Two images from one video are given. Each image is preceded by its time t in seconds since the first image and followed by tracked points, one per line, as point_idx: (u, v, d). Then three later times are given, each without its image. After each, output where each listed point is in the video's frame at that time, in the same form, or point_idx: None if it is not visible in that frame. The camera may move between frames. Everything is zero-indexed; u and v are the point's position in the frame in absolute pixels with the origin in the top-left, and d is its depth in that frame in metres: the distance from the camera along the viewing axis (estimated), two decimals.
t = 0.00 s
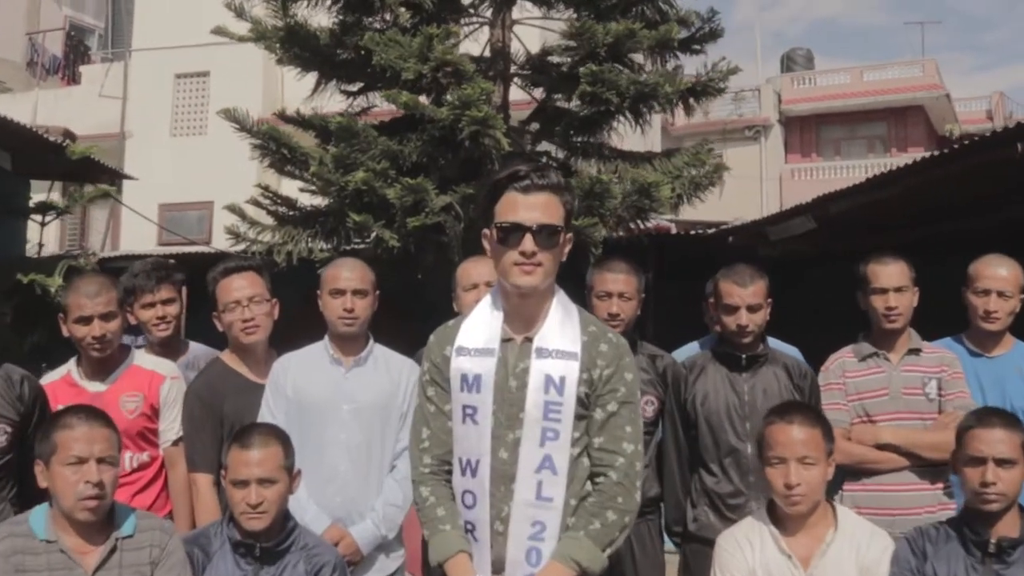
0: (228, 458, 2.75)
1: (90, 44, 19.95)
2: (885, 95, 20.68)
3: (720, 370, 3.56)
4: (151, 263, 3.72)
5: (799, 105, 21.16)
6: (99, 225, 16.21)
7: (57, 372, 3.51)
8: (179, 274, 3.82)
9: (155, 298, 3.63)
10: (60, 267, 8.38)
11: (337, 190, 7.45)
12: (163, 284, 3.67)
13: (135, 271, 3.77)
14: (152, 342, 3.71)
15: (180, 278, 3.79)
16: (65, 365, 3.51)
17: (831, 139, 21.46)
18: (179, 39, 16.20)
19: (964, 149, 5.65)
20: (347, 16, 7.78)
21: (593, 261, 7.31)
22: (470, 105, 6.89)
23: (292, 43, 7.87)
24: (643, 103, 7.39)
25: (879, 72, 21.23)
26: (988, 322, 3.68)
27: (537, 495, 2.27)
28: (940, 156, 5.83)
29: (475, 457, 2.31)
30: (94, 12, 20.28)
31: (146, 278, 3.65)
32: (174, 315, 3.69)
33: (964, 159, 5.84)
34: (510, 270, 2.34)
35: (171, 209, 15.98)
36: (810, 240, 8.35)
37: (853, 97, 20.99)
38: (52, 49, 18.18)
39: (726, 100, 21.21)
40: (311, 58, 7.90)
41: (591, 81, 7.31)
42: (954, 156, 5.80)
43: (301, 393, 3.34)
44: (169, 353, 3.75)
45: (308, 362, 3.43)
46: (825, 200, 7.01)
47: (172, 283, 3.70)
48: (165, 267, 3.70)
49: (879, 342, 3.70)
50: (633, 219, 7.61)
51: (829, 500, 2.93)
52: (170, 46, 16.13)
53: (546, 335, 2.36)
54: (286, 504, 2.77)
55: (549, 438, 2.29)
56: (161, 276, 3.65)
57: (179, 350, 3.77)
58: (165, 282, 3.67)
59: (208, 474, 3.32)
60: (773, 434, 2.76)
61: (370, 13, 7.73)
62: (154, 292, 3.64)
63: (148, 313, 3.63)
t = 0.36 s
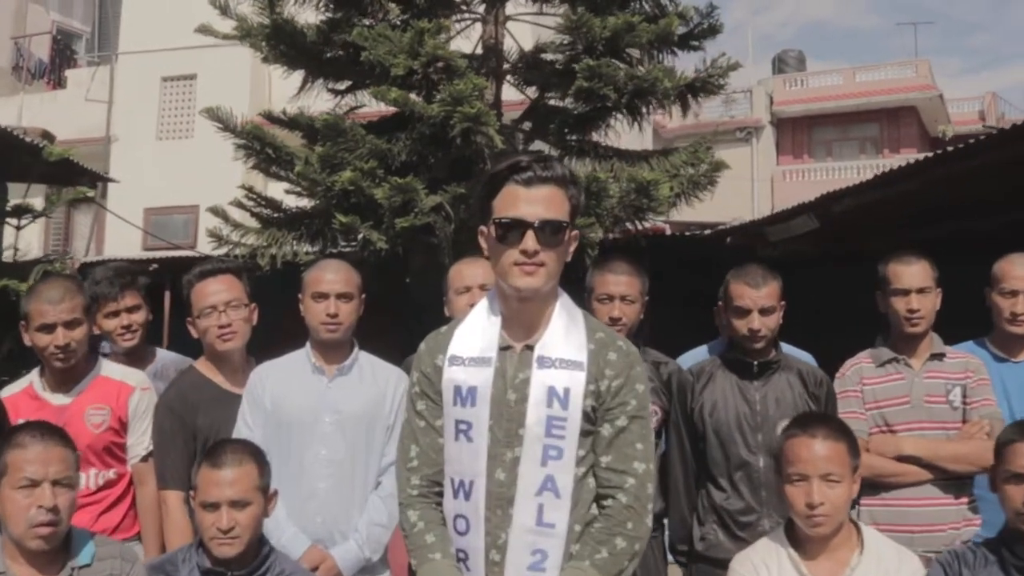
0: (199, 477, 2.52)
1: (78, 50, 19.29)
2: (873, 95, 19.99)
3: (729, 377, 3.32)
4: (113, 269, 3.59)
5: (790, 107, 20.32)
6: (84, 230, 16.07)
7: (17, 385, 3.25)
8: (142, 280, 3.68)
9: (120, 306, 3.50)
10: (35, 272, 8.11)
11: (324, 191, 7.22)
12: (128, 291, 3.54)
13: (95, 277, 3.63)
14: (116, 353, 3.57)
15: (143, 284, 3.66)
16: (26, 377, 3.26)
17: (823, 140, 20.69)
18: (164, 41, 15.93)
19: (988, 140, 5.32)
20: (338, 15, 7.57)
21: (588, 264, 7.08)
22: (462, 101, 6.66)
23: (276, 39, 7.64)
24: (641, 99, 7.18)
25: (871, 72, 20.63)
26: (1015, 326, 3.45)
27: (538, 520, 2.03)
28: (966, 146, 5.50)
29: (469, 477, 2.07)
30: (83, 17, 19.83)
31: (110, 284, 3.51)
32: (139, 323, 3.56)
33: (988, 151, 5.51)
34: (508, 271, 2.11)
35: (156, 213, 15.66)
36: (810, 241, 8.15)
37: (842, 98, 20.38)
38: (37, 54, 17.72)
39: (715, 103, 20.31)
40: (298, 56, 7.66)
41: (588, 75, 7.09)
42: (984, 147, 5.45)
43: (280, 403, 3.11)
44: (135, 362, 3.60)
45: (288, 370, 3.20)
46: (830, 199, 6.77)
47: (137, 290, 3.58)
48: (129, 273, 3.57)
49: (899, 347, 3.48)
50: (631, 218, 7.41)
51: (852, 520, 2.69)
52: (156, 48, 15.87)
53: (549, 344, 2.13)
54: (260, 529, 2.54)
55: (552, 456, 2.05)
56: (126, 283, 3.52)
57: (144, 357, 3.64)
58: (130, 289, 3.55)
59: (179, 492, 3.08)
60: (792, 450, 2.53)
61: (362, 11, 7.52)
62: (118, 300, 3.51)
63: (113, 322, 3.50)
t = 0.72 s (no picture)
0: (163, 501, 2.31)
1: (65, 54, 19.20)
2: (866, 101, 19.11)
3: (739, 388, 3.10)
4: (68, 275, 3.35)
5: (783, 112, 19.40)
6: (69, 236, 15.81)
7: None
8: (99, 286, 3.47)
9: (77, 316, 3.27)
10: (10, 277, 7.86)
11: (308, 193, 6.98)
12: (84, 300, 3.31)
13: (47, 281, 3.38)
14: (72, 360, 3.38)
15: (100, 289, 3.44)
16: None
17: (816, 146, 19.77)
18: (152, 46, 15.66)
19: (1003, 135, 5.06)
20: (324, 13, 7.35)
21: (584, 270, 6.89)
22: (452, 99, 6.45)
23: (259, 37, 7.43)
24: (637, 98, 6.98)
25: (863, 78, 19.80)
26: None
27: (537, 550, 1.80)
28: (985, 141, 5.20)
29: (461, 502, 1.84)
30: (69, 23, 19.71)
31: (65, 295, 3.25)
32: (97, 333, 3.35)
33: (1005, 147, 5.23)
34: (503, 271, 1.89)
35: (141, 220, 15.43)
36: (809, 246, 7.95)
37: (836, 104, 19.51)
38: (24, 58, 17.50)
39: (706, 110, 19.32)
40: (283, 55, 7.46)
41: (583, 73, 6.85)
42: (1006, 140, 5.15)
43: (258, 419, 2.89)
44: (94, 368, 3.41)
45: (266, 383, 2.97)
46: (833, 201, 6.56)
47: (94, 298, 3.35)
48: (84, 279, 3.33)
49: (918, 354, 3.26)
50: (628, 221, 7.22)
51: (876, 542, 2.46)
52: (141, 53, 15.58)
53: (547, 352, 1.90)
54: (229, 556, 2.31)
55: (552, 478, 1.82)
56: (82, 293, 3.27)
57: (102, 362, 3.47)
58: (86, 298, 3.32)
59: (147, 513, 2.86)
60: (815, 467, 2.31)
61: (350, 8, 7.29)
62: (74, 311, 3.27)
63: (71, 335, 3.28)
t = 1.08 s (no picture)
0: (125, 525, 2.13)
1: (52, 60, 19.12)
2: (860, 108, 18.79)
3: (748, 400, 2.92)
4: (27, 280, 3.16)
5: (775, 121, 19.09)
6: (57, 245, 15.62)
7: None
8: (59, 292, 3.28)
9: (35, 326, 3.11)
10: None
11: (295, 198, 6.81)
12: (41, 309, 3.14)
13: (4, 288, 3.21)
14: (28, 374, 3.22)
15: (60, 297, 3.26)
16: None
17: (809, 154, 19.42)
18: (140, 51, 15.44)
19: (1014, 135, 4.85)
20: (312, 13, 7.18)
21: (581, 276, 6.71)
22: (441, 98, 6.28)
23: (243, 37, 7.27)
24: (634, 98, 6.82)
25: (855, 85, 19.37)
26: None
27: None
28: (983, 144, 5.04)
29: (452, 531, 1.65)
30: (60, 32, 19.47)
31: (22, 303, 3.07)
32: (57, 343, 3.20)
33: (1010, 147, 5.03)
34: (498, 272, 1.70)
35: (130, 229, 15.21)
36: (808, 252, 7.79)
37: (829, 111, 19.06)
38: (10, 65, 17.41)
39: (699, 118, 19.02)
40: (268, 54, 7.30)
41: (577, 73, 6.67)
42: (1005, 144, 4.99)
43: (235, 436, 2.69)
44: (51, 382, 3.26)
45: (245, 398, 2.78)
46: (834, 205, 6.37)
47: (52, 306, 3.18)
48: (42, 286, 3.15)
49: (937, 362, 3.07)
50: (625, 226, 7.05)
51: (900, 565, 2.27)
52: (129, 59, 15.36)
53: (546, 363, 1.71)
54: None
55: (552, 505, 1.63)
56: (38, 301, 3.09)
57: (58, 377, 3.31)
58: (43, 306, 3.15)
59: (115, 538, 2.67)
60: (835, 489, 2.12)
61: (338, 8, 7.11)
62: (30, 321, 3.09)
63: (30, 346, 3.12)
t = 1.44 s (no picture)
0: (92, 547, 2.00)
1: (45, 69, 18.95)
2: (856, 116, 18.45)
3: (756, 411, 2.78)
4: None
5: (769, 129, 18.89)
6: (51, 253, 15.43)
7: None
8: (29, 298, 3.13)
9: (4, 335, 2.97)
10: None
11: (284, 203, 6.65)
12: (11, 316, 3.00)
13: None
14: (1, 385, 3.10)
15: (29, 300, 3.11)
16: None
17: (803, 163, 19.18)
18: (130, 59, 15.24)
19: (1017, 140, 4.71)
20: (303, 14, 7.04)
21: (580, 282, 6.57)
22: (434, 99, 6.14)
23: (231, 39, 7.15)
24: (631, 100, 6.73)
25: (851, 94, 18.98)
26: None
27: None
28: (984, 150, 4.90)
29: (443, 556, 1.51)
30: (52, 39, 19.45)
31: None
32: (28, 352, 3.05)
33: (1010, 153, 4.90)
34: (493, 274, 1.56)
35: (125, 237, 15.07)
36: (809, 259, 7.66)
37: (823, 120, 18.77)
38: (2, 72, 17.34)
39: (693, 126, 18.85)
40: (256, 56, 7.16)
41: (573, 73, 6.52)
42: (1006, 149, 4.85)
43: (217, 449, 2.54)
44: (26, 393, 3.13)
45: (226, 409, 2.63)
46: (835, 211, 6.23)
47: (22, 313, 3.03)
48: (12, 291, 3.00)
49: (952, 371, 2.93)
50: (625, 231, 6.91)
51: None
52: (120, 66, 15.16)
53: (545, 373, 1.58)
54: None
55: (553, 529, 1.48)
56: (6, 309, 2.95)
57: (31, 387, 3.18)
58: (13, 313, 3.00)
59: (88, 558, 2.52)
60: (855, 507, 1.99)
61: (328, 9, 6.98)
62: None
63: None
